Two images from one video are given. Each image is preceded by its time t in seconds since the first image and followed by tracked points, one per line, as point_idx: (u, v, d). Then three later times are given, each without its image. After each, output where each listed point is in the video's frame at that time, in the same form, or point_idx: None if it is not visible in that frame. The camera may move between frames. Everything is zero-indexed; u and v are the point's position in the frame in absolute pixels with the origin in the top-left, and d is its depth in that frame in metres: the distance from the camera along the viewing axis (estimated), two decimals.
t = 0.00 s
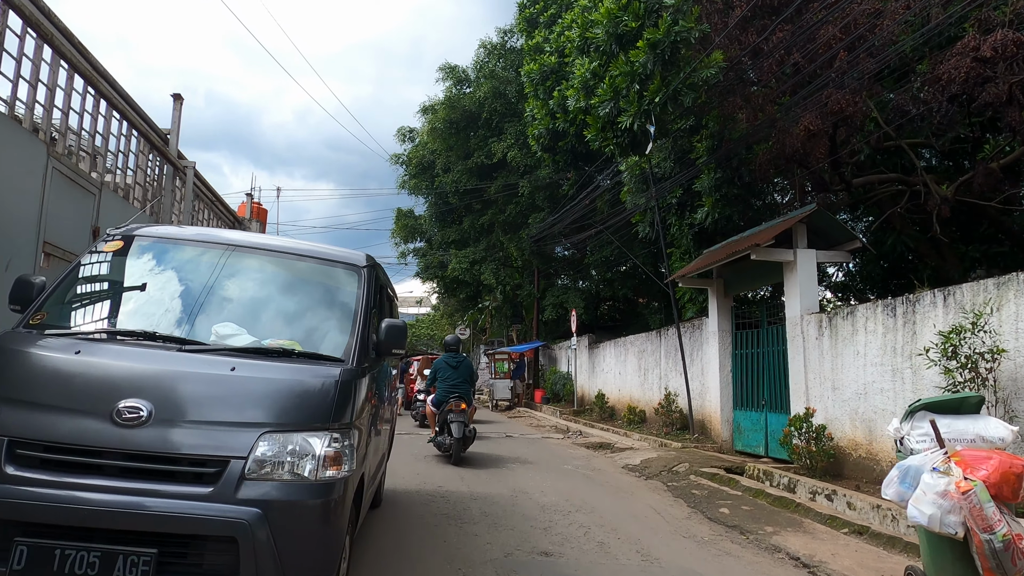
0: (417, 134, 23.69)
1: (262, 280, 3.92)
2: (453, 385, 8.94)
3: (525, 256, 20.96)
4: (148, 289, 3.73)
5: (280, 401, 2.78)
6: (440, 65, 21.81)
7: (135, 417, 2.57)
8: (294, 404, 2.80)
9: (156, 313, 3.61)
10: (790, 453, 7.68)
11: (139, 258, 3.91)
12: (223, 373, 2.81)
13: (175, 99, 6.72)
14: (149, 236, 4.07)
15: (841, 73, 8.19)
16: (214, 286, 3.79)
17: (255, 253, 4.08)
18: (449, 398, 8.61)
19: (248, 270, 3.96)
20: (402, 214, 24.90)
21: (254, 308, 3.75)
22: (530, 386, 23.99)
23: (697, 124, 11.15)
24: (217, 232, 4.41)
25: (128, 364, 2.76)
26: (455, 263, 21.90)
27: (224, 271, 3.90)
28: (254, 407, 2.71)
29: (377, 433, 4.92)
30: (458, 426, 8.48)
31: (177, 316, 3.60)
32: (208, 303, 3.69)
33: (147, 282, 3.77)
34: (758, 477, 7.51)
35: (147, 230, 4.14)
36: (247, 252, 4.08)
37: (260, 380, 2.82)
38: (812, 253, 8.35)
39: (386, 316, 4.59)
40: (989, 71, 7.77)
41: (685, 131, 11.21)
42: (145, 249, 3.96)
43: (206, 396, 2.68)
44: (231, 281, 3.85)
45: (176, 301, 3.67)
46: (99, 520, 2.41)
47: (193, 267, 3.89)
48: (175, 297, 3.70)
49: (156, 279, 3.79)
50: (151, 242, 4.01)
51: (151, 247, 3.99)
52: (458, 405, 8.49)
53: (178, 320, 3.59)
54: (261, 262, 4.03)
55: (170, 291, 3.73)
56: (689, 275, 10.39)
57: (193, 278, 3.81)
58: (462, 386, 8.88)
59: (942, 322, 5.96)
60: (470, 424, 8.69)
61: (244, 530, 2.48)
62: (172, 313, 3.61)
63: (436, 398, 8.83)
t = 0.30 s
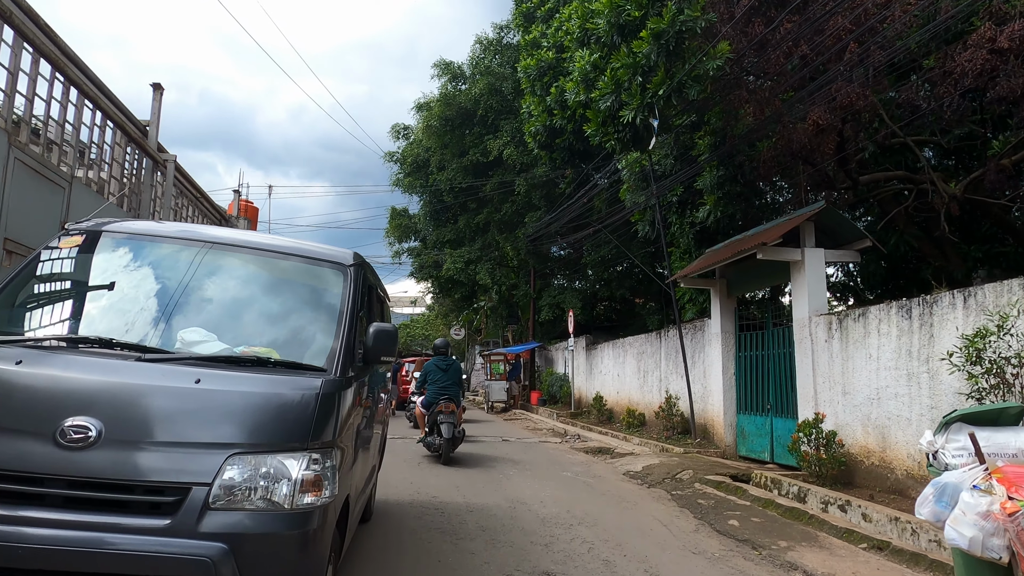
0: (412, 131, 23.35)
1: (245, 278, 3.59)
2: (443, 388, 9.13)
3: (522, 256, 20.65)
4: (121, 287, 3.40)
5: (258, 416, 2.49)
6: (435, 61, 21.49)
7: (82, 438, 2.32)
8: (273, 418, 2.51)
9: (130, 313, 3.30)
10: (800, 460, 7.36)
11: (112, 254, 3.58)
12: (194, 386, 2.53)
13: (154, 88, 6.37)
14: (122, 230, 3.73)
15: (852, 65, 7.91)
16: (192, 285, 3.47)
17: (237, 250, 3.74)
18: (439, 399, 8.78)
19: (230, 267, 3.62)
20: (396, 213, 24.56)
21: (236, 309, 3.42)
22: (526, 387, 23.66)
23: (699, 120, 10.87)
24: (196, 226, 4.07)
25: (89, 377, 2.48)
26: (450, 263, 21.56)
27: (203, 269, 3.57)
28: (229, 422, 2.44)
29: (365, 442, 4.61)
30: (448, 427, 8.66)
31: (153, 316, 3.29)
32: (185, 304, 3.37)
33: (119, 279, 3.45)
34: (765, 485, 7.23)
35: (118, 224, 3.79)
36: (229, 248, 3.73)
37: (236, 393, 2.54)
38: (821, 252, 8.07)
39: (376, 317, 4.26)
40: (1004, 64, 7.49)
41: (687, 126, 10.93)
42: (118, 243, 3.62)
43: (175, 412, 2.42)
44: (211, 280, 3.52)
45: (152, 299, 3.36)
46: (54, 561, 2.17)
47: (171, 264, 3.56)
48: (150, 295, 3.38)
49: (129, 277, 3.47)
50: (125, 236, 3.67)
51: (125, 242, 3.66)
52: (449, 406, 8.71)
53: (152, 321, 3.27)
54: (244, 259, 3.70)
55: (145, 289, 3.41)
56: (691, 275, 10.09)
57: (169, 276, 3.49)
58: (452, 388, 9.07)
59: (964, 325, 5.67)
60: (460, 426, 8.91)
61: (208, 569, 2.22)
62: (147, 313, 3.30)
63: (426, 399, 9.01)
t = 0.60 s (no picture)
0: (407, 128, 23.05)
1: (227, 266, 3.25)
2: (434, 386, 9.42)
3: (518, 254, 20.35)
4: (91, 274, 3.08)
5: (233, 418, 2.18)
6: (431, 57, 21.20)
7: (22, 443, 2.04)
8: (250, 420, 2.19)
9: (100, 303, 2.98)
10: (811, 462, 7.03)
11: (83, 239, 3.25)
12: (157, 383, 2.22)
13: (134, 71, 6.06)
14: (95, 212, 3.39)
15: (863, 52, 7.64)
16: (170, 273, 3.13)
17: (220, 234, 3.40)
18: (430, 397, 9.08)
19: (211, 254, 3.27)
20: (391, 212, 24.26)
21: (217, 301, 3.09)
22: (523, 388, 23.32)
23: (701, 112, 10.60)
24: (177, 209, 3.72)
25: (43, 373, 2.18)
26: (445, 262, 21.26)
27: (183, 254, 3.23)
28: (200, 425, 2.13)
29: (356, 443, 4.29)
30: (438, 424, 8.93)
31: (127, 306, 2.97)
32: (161, 294, 3.04)
33: (90, 266, 3.12)
34: (776, 488, 6.93)
35: (91, 207, 3.45)
36: (211, 231, 3.38)
37: (209, 390, 2.22)
38: (831, 247, 7.78)
39: (367, 308, 3.93)
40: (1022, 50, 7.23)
41: (689, 119, 10.66)
42: (91, 227, 3.29)
43: (142, 412, 2.12)
44: (190, 267, 3.18)
45: (126, 288, 3.04)
46: None
47: (147, 250, 3.22)
48: (124, 283, 3.06)
49: (101, 264, 3.15)
50: (99, 219, 3.34)
51: (99, 225, 3.33)
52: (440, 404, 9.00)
53: (126, 311, 2.95)
54: (227, 245, 3.35)
55: (119, 277, 3.09)
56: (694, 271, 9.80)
57: (145, 263, 3.16)
58: (443, 387, 9.36)
59: (988, 320, 5.38)
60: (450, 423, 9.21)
61: None
62: (118, 304, 2.98)
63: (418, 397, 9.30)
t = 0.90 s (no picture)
0: (402, 125, 22.72)
1: (207, 262, 2.91)
2: (425, 389, 9.64)
3: (514, 253, 20.06)
4: (58, 269, 2.77)
5: (196, 435, 1.95)
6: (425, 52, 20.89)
7: None
8: (212, 436, 1.95)
9: (67, 301, 2.68)
10: (822, 469, 6.73)
11: (50, 231, 2.90)
12: (102, 400, 1.99)
13: (110, 57, 5.74)
14: (66, 203, 3.03)
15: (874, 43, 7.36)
16: (144, 270, 2.80)
17: (201, 227, 3.04)
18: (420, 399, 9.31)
19: (190, 250, 2.93)
20: (385, 211, 23.93)
21: (195, 302, 2.76)
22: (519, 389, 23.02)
23: (704, 107, 10.33)
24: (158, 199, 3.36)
25: None
26: (440, 261, 20.95)
27: (162, 249, 2.89)
28: (161, 446, 1.90)
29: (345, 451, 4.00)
30: (427, 425, 9.12)
31: (99, 306, 2.66)
32: (135, 293, 2.72)
33: (56, 261, 2.80)
34: (785, 496, 6.66)
35: (59, 196, 3.09)
36: (193, 225, 3.03)
37: (170, 407, 2.00)
38: (840, 244, 7.52)
39: (356, 305, 3.62)
40: None
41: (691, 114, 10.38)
42: (60, 218, 2.94)
43: (96, 431, 1.90)
44: (167, 263, 2.84)
45: (96, 285, 2.73)
46: None
47: (122, 244, 2.88)
48: (95, 280, 2.75)
49: (69, 257, 2.82)
50: (69, 210, 2.98)
51: (69, 216, 2.97)
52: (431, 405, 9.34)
53: (97, 312, 2.65)
54: (208, 239, 3.00)
55: (89, 273, 2.77)
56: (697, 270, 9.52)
57: (118, 258, 2.83)
58: (433, 389, 9.58)
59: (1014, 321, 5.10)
60: (440, 424, 9.40)
61: None
62: (89, 302, 2.67)
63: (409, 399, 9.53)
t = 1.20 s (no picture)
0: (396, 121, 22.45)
1: (182, 243, 2.60)
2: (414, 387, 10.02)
3: (510, 251, 19.80)
4: (15, 246, 2.46)
5: (141, 431, 1.67)
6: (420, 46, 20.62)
7: None
8: (156, 432, 1.67)
9: (24, 282, 2.37)
10: (830, 470, 6.46)
11: (11, 204, 2.60)
12: (16, 390, 1.70)
13: (84, 35, 5.46)
14: (31, 174, 2.74)
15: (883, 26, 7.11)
16: (111, 249, 2.50)
17: (180, 202, 2.75)
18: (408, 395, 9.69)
19: (163, 227, 2.62)
20: (380, 207, 23.64)
21: (165, 286, 2.45)
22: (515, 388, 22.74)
23: (705, 97, 10.08)
24: (136, 175, 3.05)
25: None
26: (435, 258, 20.68)
27: (132, 228, 2.58)
28: (100, 445, 1.62)
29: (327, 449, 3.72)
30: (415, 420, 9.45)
31: (58, 290, 2.36)
32: (100, 275, 2.42)
33: (13, 236, 2.49)
34: (793, 498, 6.40)
35: (26, 167, 2.80)
36: (169, 203, 2.72)
37: (116, 399, 1.72)
38: (849, 236, 7.25)
39: (337, 291, 3.32)
40: None
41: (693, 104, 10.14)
42: (22, 190, 2.64)
43: (37, 428, 1.62)
44: (137, 241, 2.55)
45: (57, 265, 2.43)
46: None
47: (88, 220, 2.58)
48: (55, 260, 2.45)
49: (28, 234, 2.51)
50: (33, 183, 2.68)
51: (33, 189, 2.68)
52: (418, 401, 10.23)
53: (55, 296, 2.35)
54: (185, 215, 2.70)
55: (50, 252, 2.47)
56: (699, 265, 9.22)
57: (83, 235, 2.52)
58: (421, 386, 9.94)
59: None
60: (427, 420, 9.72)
61: None
62: (47, 284, 2.37)
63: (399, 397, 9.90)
